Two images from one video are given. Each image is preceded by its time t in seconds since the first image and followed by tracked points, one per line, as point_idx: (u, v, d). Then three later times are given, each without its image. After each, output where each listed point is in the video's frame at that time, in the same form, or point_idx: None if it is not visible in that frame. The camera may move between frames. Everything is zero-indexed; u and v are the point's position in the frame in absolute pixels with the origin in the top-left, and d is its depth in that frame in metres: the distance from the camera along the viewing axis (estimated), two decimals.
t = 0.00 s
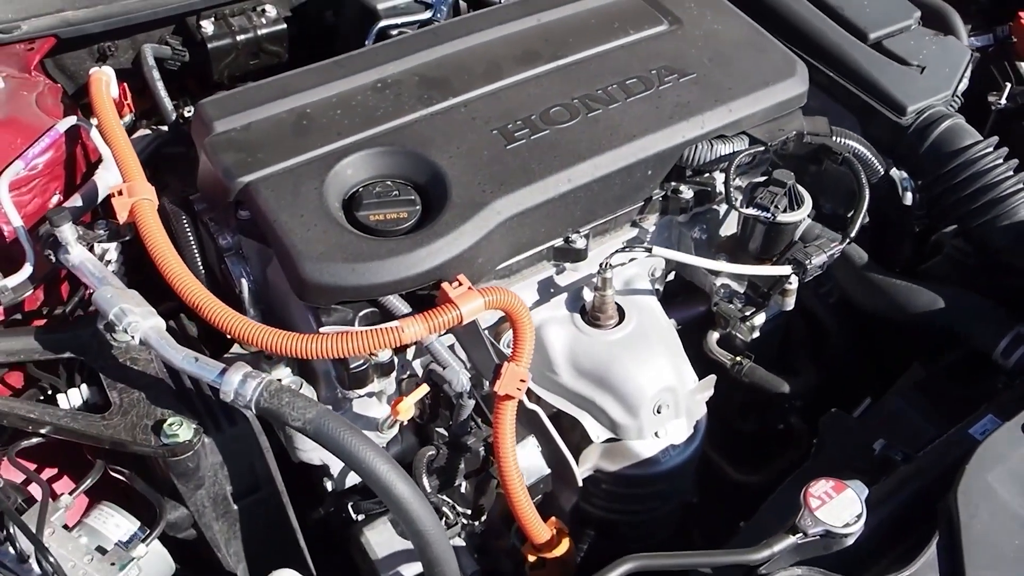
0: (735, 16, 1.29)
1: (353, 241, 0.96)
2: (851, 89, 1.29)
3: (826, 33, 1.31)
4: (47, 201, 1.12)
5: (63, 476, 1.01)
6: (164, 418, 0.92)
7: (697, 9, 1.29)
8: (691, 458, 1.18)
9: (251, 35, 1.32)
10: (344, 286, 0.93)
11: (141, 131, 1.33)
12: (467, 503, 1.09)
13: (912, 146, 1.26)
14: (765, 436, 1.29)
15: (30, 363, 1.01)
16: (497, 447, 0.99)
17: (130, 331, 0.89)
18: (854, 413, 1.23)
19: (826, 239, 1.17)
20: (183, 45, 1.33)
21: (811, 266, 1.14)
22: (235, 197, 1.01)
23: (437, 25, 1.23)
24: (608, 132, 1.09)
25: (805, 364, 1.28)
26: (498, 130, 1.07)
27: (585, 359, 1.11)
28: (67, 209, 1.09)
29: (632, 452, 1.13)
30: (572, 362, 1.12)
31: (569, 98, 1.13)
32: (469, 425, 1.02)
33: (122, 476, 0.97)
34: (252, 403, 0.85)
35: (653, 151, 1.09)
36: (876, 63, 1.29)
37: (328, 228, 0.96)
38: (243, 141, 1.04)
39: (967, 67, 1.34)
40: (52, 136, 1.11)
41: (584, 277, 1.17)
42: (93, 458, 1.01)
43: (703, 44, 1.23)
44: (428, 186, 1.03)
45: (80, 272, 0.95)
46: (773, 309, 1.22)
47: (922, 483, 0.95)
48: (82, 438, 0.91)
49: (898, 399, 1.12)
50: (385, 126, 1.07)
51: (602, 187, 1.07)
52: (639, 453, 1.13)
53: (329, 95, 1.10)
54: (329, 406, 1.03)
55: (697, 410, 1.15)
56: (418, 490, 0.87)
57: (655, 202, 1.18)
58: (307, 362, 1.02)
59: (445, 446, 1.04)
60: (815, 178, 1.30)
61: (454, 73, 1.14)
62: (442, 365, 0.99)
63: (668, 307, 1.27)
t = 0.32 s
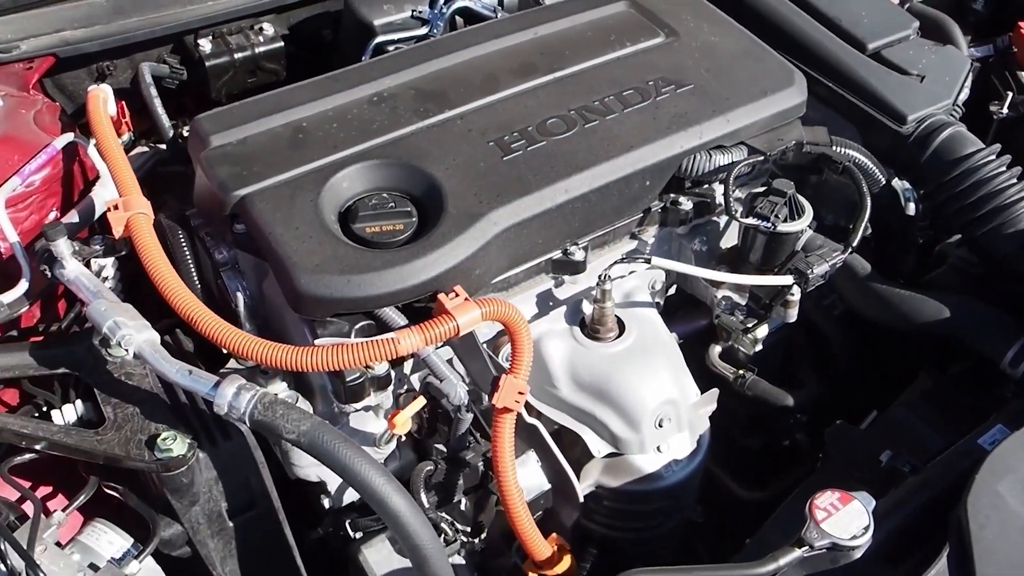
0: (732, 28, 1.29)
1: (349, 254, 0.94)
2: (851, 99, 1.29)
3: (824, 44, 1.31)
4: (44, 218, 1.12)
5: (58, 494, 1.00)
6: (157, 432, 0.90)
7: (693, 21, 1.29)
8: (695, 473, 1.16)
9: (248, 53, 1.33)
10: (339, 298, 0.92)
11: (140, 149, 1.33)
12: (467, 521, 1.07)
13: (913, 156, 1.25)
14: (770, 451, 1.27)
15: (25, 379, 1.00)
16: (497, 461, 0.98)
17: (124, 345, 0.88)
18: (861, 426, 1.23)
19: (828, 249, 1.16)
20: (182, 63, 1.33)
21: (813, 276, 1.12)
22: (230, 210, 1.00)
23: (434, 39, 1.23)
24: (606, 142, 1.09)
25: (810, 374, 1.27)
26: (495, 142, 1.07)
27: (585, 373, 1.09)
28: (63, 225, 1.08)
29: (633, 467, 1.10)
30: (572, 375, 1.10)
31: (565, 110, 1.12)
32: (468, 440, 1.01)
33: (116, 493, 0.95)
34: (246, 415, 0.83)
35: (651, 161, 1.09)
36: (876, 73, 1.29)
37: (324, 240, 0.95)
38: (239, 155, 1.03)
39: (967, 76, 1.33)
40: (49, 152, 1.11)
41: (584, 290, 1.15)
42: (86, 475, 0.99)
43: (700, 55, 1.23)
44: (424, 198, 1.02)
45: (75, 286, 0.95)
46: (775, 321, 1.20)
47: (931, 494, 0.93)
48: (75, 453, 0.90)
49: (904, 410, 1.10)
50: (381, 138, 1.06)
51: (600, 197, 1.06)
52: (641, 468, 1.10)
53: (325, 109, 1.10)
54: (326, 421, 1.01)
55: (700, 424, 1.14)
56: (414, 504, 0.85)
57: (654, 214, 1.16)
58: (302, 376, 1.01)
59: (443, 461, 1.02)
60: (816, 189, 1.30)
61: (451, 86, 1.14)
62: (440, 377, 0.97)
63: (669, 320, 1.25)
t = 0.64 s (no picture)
0: (750, 43, 1.23)
1: (346, 284, 0.89)
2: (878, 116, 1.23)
3: (849, 59, 1.25)
4: (34, 249, 1.07)
5: (43, 540, 0.94)
6: (143, 476, 0.85)
7: (710, 38, 1.24)
8: (719, 514, 1.08)
9: (250, 78, 1.29)
10: (335, 331, 0.87)
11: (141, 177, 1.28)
12: (475, 567, 1.00)
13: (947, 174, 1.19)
14: (800, 489, 1.19)
15: (8, 420, 0.94)
16: (503, 506, 0.91)
17: (106, 382, 0.82)
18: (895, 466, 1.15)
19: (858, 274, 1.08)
20: (183, 90, 1.29)
21: (841, 304, 1.05)
22: (223, 240, 0.95)
23: (439, 60, 1.19)
24: (619, 164, 1.03)
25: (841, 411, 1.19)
26: (501, 165, 1.02)
27: (599, 408, 1.03)
28: (53, 258, 1.05)
29: (653, 510, 1.04)
30: (585, 410, 1.04)
31: (575, 131, 1.07)
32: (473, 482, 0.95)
33: (99, 541, 0.90)
34: (232, 459, 0.78)
35: (666, 183, 1.03)
36: (905, 88, 1.23)
37: (319, 270, 0.90)
38: (233, 182, 0.99)
39: (1001, 91, 1.28)
40: (39, 182, 1.07)
41: (598, 321, 1.09)
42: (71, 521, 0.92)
43: (717, 73, 1.17)
44: (426, 225, 0.97)
45: (60, 320, 0.90)
46: (802, 351, 1.14)
47: (978, 542, 0.85)
48: (56, 499, 0.84)
49: (942, 446, 1.03)
50: (381, 163, 1.01)
51: (613, 222, 1.01)
52: (661, 510, 1.04)
53: (324, 133, 1.05)
54: (323, 462, 0.96)
55: (723, 462, 1.06)
56: (412, 555, 0.78)
57: (670, 239, 1.11)
58: (299, 415, 0.96)
59: (447, 504, 0.95)
60: (842, 213, 1.23)
61: (455, 107, 1.09)
62: (442, 416, 0.91)
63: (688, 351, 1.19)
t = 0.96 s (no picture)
0: (779, 31, 1.11)
1: (316, 315, 0.78)
2: (925, 111, 1.10)
3: (892, 49, 1.13)
4: None
5: None
6: (83, 539, 0.76)
7: (734, 26, 1.11)
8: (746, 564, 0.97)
9: (229, 77, 1.18)
10: (303, 371, 0.75)
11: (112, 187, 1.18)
12: None
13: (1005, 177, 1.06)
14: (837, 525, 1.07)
15: None
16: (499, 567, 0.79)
17: (40, 436, 0.72)
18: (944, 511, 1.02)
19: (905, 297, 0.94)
20: (157, 91, 1.18)
21: (887, 330, 0.91)
22: (183, 263, 0.84)
23: (432, 55, 1.07)
24: (632, 171, 0.91)
25: (885, 448, 1.07)
26: (497, 174, 0.90)
27: (610, 449, 0.91)
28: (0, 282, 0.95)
29: (672, 562, 0.92)
30: (594, 450, 0.92)
31: (583, 134, 0.95)
32: (467, 535, 0.83)
33: None
34: (177, 526, 0.67)
35: (686, 193, 0.91)
36: (955, 80, 1.11)
37: (287, 299, 0.79)
38: (196, 196, 0.88)
39: None
40: None
41: (609, 348, 0.97)
42: None
43: (743, 65, 1.05)
44: (412, 245, 0.85)
45: None
46: (840, 379, 1.01)
47: None
48: None
49: (1001, 490, 0.90)
50: (362, 174, 0.90)
51: (626, 239, 0.89)
52: (682, 562, 0.92)
53: (301, 139, 0.94)
54: (296, 514, 0.85)
55: (750, 506, 0.94)
56: None
57: (692, 253, 1.00)
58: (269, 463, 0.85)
59: (436, 562, 0.83)
60: (883, 220, 1.11)
61: (448, 108, 0.98)
62: (427, 465, 0.79)
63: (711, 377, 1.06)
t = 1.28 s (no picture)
0: (782, 39, 0.95)
1: (210, 406, 0.63)
2: (951, 134, 0.96)
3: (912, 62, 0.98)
4: None
5: None
6: None
7: (731, 32, 0.96)
8: None
9: (148, 92, 1.02)
10: (189, 480, 0.61)
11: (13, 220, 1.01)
12: None
13: None
14: None
15: None
16: None
17: None
18: None
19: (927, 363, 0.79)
20: (65, 109, 1.03)
21: (911, 409, 0.76)
22: (57, 336, 0.69)
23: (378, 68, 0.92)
24: (606, 215, 0.76)
25: (903, 524, 0.95)
26: (442, 220, 0.75)
27: (578, 547, 0.76)
28: None
29: None
30: (559, 547, 0.77)
31: (548, 168, 0.80)
32: None
33: None
34: None
35: (671, 241, 0.75)
36: (987, 98, 0.95)
37: (175, 384, 0.64)
38: (77, 249, 0.73)
39: None
40: None
41: (580, 419, 0.83)
42: None
43: (741, 81, 0.89)
44: (337, 310, 0.70)
45: None
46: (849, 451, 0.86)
47: None
48: None
49: None
50: (281, 220, 0.75)
51: (598, 299, 0.74)
52: None
53: (212, 176, 0.79)
54: None
55: None
56: None
57: (678, 304, 0.86)
58: None
59: None
60: (899, 259, 0.96)
61: (390, 136, 0.82)
62: None
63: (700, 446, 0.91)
